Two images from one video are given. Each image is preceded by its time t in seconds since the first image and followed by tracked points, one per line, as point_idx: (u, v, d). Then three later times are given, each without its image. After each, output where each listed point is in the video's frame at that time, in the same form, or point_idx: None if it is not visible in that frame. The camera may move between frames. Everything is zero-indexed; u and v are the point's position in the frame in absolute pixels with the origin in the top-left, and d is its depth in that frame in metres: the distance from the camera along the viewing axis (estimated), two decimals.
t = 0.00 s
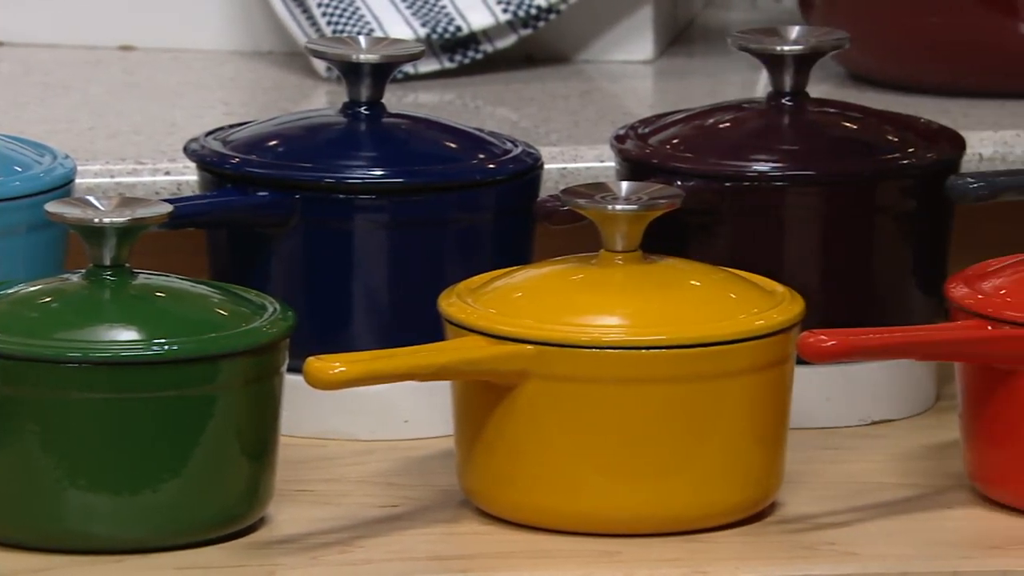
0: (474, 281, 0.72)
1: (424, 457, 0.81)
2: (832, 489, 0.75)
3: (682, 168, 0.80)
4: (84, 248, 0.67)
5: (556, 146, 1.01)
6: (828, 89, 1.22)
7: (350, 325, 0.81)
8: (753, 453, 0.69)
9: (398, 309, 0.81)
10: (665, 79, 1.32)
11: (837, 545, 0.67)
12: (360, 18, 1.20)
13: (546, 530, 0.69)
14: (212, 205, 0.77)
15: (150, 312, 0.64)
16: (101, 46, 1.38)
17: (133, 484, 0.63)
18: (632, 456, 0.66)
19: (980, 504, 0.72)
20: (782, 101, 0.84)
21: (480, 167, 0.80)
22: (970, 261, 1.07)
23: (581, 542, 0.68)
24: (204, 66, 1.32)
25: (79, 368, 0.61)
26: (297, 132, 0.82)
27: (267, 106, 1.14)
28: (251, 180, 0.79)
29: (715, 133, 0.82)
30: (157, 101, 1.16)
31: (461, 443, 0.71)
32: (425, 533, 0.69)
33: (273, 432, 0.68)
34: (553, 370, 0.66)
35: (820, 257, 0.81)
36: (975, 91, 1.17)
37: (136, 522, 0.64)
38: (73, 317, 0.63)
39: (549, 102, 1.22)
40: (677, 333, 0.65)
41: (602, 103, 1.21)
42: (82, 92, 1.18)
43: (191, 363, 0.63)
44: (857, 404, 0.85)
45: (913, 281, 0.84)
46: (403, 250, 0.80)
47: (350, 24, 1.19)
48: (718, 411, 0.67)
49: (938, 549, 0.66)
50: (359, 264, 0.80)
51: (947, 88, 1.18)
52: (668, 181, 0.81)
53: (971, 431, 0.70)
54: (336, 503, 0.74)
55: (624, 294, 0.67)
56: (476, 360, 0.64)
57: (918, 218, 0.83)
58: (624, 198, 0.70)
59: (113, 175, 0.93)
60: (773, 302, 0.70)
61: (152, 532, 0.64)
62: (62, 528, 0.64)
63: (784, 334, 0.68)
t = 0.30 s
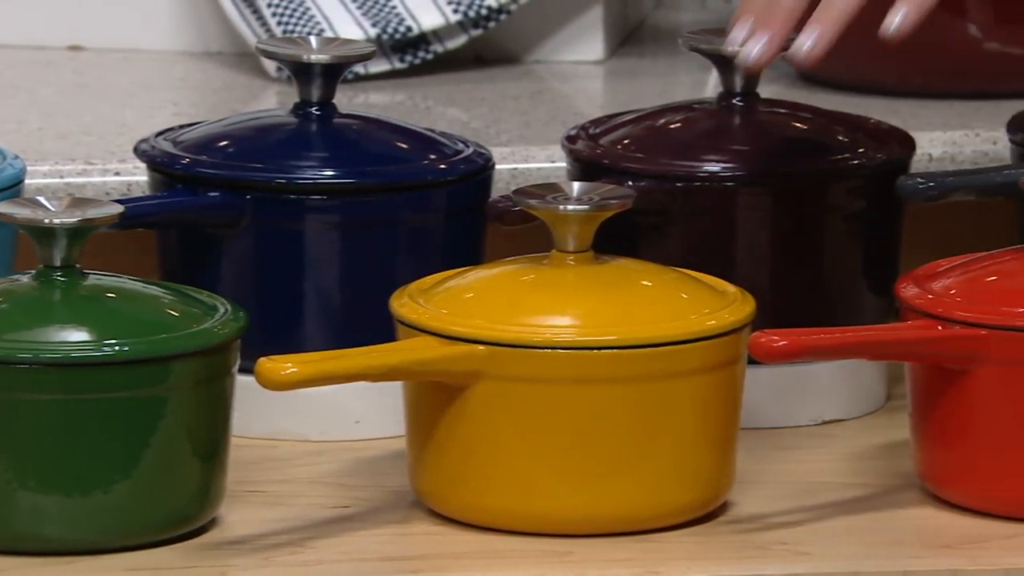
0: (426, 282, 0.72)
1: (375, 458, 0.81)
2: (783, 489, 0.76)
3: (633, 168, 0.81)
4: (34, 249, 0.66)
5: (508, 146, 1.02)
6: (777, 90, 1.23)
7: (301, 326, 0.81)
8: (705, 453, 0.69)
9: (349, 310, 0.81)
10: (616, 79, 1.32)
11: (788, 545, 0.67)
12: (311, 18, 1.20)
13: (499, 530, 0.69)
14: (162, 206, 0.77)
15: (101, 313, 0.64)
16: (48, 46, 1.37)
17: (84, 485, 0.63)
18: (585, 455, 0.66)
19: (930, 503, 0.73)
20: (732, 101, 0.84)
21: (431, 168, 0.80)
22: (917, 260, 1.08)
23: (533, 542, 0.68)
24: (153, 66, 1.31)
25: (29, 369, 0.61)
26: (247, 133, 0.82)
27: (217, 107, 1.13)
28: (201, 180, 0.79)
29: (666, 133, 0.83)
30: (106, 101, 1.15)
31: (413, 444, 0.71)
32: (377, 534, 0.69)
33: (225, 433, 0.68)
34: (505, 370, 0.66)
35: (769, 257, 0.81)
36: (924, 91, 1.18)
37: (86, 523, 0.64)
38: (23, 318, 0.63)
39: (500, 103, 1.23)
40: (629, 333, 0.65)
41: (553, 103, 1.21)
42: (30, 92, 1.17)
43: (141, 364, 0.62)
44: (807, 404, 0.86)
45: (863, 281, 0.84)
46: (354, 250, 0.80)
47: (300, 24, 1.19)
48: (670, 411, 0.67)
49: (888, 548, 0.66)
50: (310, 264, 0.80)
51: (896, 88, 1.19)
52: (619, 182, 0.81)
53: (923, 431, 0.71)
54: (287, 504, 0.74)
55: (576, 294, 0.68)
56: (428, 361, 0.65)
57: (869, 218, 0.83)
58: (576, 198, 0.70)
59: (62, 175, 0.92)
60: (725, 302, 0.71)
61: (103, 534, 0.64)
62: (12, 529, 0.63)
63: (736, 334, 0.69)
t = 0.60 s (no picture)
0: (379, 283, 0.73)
1: (327, 459, 0.81)
2: (734, 490, 0.77)
3: (586, 169, 0.81)
4: None
5: (460, 147, 1.02)
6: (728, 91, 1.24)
7: (254, 327, 0.81)
8: (657, 453, 0.69)
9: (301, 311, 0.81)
10: (569, 79, 1.33)
11: (741, 545, 0.68)
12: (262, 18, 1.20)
13: (453, 531, 0.70)
14: (113, 207, 0.77)
15: (53, 314, 0.64)
16: None
17: (35, 487, 0.63)
18: (537, 456, 0.67)
19: (880, 502, 0.74)
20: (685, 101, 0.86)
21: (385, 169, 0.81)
22: (866, 260, 1.10)
23: (487, 543, 0.69)
24: (103, 66, 1.30)
25: None
26: (200, 133, 0.82)
27: (168, 107, 1.13)
28: (153, 181, 0.79)
29: (619, 134, 0.84)
30: (56, 102, 1.14)
31: (366, 444, 0.71)
32: (330, 535, 0.70)
33: (177, 434, 0.67)
34: (458, 371, 0.66)
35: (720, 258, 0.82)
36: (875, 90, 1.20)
37: (38, 525, 0.63)
38: None
39: (452, 104, 1.23)
40: (582, 334, 0.66)
41: (505, 104, 1.21)
42: None
43: (93, 366, 0.62)
44: (758, 403, 0.87)
45: (813, 282, 0.85)
46: (306, 251, 0.80)
47: (251, 25, 1.19)
48: (623, 411, 0.68)
49: (838, 548, 0.67)
50: (262, 265, 0.80)
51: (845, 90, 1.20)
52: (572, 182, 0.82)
53: (875, 430, 0.72)
54: (239, 505, 0.74)
55: (529, 295, 0.68)
56: (381, 362, 0.65)
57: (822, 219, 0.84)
58: (529, 199, 0.71)
59: (13, 176, 0.92)
60: (678, 303, 0.71)
61: (55, 535, 0.64)
62: None
63: (688, 335, 0.69)
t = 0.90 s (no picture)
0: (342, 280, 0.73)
1: (290, 457, 0.82)
2: (695, 487, 0.77)
3: (549, 167, 0.82)
4: None
5: (422, 145, 1.02)
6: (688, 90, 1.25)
7: (217, 325, 0.81)
8: (619, 450, 0.70)
9: (264, 309, 0.81)
10: (530, 77, 1.33)
11: (702, 542, 0.69)
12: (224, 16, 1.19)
13: (416, 528, 0.70)
14: (74, 204, 0.77)
15: (13, 312, 0.64)
16: None
17: None
18: (499, 454, 0.67)
19: (840, 499, 0.75)
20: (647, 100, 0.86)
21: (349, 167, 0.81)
22: (824, 258, 1.11)
23: (451, 540, 0.69)
24: (63, 64, 1.30)
25: None
26: (161, 132, 0.82)
27: (129, 105, 1.13)
28: (114, 179, 0.79)
29: (580, 133, 0.84)
30: (16, 100, 1.14)
31: (329, 442, 0.72)
32: (293, 532, 0.70)
33: (140, 432, 0.68)
34: (421, 369, 0.66)
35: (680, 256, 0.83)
36: (834, 89, 1.21)
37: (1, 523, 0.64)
38: None
39: (414, 101, 1.23)
40: (545, 332, 0.66)
41: (467, 102, 1.22)
42: None
43: (55, 363, 0.62)
44: (717, 401, 0.88)
45: (773, 279, 0.86)
46: (268, 249, 0.80)
47: (213, 23, 1.18)
48: (584, 409, 0.68)
49: (797, 545, 0.68)
50: (225, 263, 0.80)
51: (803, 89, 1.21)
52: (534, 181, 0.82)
53: (837, 428, 0.73)
54: (202, 502, 0.74)
55: (491, 293, 0.69)
56: (344, 359, 0.65)
57: (783, 218, 0.85)
58: (491, 197, 0.71)
59: None
60: (639, 300, 0.72)
61: (17, 534, 0.64)
62: None
63: (649, 333, 0.70)
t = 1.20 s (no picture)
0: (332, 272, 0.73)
1: (281, 448, 0.82)
2: (685, 478, 0.78)
3: (538, 158, 0.82)
4: None
5: (412, 135, 1.02)
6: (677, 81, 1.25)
7: (207, 316, 0.81)
8: (609, 441, 0.70)
9: (254, 300, 0.81)
10: (520, 68, 1.33)
11: (693, 533, 0.69)
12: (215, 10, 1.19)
13: (406, 519, 0.70)
14: (65, 195, 0.76)
15: (3, 304, 0.64)
16: None
17: None
18: (489, 445, 0.68)
19: (830, 489, 0.75)
20: (636, 90, 0.86)
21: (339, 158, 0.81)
22: (813, 249, 1.11)
23: (442, 531, 0.69)
24: (52, 55, 1.30)
25: None
26: (151, 122, 0.82)
27: (119, 96, 1.13)
28: (104, 169, 0.79)
29: (570, 124, 0.84)
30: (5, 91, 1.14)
31: (320, 433, 0.72)
32: (283, 523, 0.70)
33: (130, 422, 0.68)
34: (412, 360, 0.67)
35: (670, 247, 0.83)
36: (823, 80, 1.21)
37: None
38: None
39: (404, 92, 1.23)
40: (535, 323, 0.66)
41: (457, 92, 1.22)
42: None
43: (45, 355, 0.62)
44: (708, 392, 0.88)
45: (763, 270, 0.86)
46: (258, 240, 0.81)
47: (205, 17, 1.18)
48: (574, 400, 0.68)
49: (786, 535, 0.68)
50: (215, 254, 0.80)
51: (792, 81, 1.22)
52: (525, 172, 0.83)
53: (826, 418, 0.74)
54: (193, 494, 0.74)
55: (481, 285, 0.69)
56: (334, 350, 0.65)
57: (773, 208, 0.85)
58: (481, 187, 0.71)
59: None
60: (629, 291, 0.72)
61: (8, 525, 0.64)
62: None
63: (640, 324, 0.70)
